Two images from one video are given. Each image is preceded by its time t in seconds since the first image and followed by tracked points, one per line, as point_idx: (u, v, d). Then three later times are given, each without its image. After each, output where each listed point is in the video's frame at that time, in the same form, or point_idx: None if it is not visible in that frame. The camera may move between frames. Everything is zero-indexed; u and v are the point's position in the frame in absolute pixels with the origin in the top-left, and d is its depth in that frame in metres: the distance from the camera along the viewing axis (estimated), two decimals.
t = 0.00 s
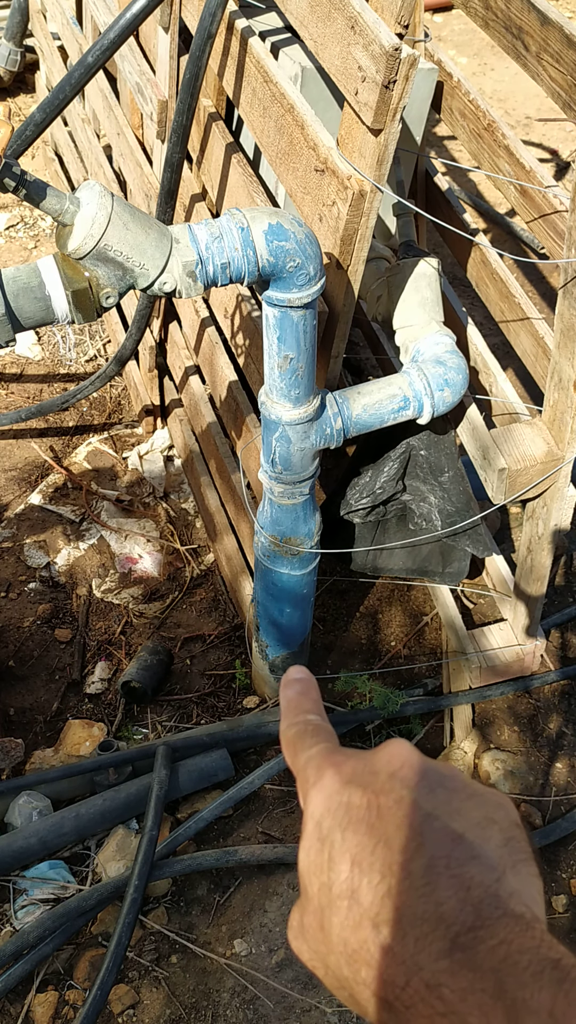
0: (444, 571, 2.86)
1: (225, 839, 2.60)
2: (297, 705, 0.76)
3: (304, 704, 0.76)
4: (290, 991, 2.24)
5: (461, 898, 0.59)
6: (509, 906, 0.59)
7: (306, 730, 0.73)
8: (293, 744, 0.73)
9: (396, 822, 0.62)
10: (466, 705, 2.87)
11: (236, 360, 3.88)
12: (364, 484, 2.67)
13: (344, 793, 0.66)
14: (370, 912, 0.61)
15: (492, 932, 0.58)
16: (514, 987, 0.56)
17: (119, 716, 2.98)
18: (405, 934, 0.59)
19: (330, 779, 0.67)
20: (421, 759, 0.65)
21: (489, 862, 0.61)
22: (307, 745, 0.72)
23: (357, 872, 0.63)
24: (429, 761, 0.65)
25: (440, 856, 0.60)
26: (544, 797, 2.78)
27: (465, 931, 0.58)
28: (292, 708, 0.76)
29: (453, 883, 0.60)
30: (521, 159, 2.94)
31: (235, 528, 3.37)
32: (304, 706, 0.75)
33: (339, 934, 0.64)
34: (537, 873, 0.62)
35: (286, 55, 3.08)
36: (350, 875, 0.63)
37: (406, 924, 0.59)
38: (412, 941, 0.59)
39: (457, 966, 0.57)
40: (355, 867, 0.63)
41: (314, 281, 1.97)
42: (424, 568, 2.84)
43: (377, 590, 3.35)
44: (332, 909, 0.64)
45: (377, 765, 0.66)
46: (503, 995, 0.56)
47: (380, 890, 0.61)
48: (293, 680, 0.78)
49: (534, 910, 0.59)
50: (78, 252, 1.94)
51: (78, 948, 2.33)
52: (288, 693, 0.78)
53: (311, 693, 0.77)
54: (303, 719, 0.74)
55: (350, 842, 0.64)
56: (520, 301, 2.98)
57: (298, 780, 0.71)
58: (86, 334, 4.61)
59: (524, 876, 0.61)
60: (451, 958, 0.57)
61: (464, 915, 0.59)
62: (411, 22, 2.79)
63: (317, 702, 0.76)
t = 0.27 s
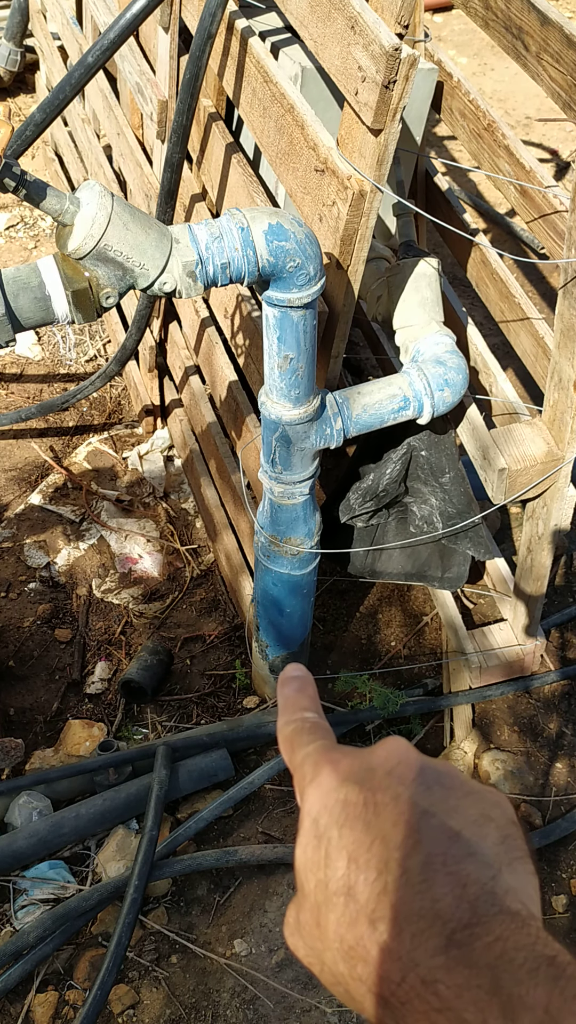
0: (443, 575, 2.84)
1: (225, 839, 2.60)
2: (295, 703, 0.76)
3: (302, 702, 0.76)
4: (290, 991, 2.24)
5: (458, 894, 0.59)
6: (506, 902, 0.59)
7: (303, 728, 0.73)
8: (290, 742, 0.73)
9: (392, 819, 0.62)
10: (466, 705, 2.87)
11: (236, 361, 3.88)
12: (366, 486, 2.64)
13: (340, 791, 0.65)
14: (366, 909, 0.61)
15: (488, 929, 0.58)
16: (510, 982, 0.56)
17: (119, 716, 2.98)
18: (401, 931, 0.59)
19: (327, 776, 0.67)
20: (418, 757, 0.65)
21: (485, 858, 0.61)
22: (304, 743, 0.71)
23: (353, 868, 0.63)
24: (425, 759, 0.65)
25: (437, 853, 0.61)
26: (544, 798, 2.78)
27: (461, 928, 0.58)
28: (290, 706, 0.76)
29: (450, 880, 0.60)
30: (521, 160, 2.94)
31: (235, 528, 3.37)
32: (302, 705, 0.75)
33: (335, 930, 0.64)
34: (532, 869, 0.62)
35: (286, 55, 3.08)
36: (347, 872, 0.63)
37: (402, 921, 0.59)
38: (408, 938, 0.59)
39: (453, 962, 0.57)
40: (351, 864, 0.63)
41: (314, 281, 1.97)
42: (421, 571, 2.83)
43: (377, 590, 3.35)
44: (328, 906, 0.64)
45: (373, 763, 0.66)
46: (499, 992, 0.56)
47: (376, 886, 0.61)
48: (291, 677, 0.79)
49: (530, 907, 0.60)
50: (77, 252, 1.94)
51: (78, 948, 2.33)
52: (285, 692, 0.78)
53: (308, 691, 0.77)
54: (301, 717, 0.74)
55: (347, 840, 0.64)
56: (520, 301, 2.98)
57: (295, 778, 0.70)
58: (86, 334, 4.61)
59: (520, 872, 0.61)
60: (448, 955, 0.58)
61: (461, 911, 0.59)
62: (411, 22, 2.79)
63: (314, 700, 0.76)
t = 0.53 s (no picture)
0: (443, 575, 2.84)
1: (225, 839, 2.60)
2: (295, 674, 0.77)
3: (302, 674, 0.77)
4: (290, 991, 2.24)
5: (459, 868, 0.60)
6: (507, 876, 0.60)
7: (303, 699, 0.74)
8: (289, 713, 0.74)
9: (392, 791, 0.64)
10: (466, 705, 2.87)
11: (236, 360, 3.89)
12: (365, 484, 2.68)
13: (340, 763, 0.67)
14: (367, 882, 0.62)
15: (490, 903, 0.59)
16: (513, 957, 0.57)
17: (119, 716, 2.97)
18: (402, 904, 0.60)
19: (326, 749, 0.68)
20: (417, 730, 0.67)
21: (487, 833, 0.62)
22: (303, 715, 0.72)
23: (353, 841, 0.64)
24: (425, 732, 0.67)
25: (438, 827, 0.62)
26: (544, 798, 2.78)
27: (463, 902, 0.59)
28: (290, 675, 0.77)
29: (451, 853, 0.61)
30: (521, 160, 2.94)
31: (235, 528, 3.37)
32: (302, 676, 0.76)
33: (334, 903, 0.65)
34: (534, 844, 0.63)
35: (286, 55, 3.08)
36: (347, 845, 0.65)
37: (402, 895, 0.60)
38: (409, 911, 0.59)
39: (455, 936, 0.58)
40: (351, 837, 0.64)
41: (314, 281, 1.97)
42: (419, 570, 2.83)
43: (377, 590, 3.35)
44: (327, 878, 0.66)
45: (374, 736, 0.67)
46: (502, 966, 0.57)
47: (377, 859, 0.62)
48: (290, 649, 0.80)
49: (531, 881, 0.60)
50: (77, 252, 1.94)
51: (78, 948, 2.33)
52: (285, 663, 0.79)
53: (308, 661, 0.78)
54: (301, 689, 0.75)
55: (346, 812, 0.65)
56: (520, 300, 2.98)
57: (294, 750, 0.71)
58: (86, 333, 4.61)
59: (521, 847, 0.62)
60: (449, 928, 0.58)
61: (462, 885, 0.60)
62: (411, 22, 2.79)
63: (314, 671, 0.77)
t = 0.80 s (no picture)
0: (442, 575, 2.86)
1: (225, 839, 2.60)
2: (288, 637, 0.80)
3: (294, 638, 0.79)
4: (290, 991, 2.24)
5: (458, 836, 0.62)
6: (506, 845, 0.62)
7: (297, 665, 0.76)
8: (283, 678, 0.75)
9: (389, 759, 0.64)
10: (467, 705, 2.87)
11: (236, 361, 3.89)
12: (365, 485, 2.68)
13: (336, 730, 0.68)
14: (363, 850, 0.64)
15: (489, 871, 0.60)
16: (513, 926, 0.59)
17: (119, 716, 2.97)
18: (399, 872, 0.62)
19: (321, 716, 0.69)
20: (415, 698, 0.67)
21: (486, 800, 0.63)
22: (296, 678, 0.74)
23: (349, 809, 0.65)
24: (424, 700, 0.67)
25: (436, 795, 0.63)
26: (544, 798, 2.78)
27: (462, 870, 0.61)
28: (283, 642, 0.79)
29: (450, 822, 0.62)
30: (521, 160, 2.93)
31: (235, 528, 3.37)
32: (295, 640, 0.79)
33: (329, 871, 0.66)
34: (531, 812, 0.65)
35: (286, 56, 3.09)
36: (342, 812, 0.65)
37: (400, 863, 0.62)
38: (406, 879, 0.61)
39: (452, 905, 0.60)
40: (347, 805, 0.65)
41: (314, 281, 1.97)
42: (418, 569, 2.84)
43: (377, 590, 3.35)
44: (322, 845, 0.67)
45: (371, 704, 0.68)
46: (501, 935, 0.59)
47: (374, 828, 0.63)
48: (283, 614, 0.82)
49: (531, 849, 0.62)
50: (77, 252, 1.94)
51: (78, 948, 2.33)
52: (278, 628, 0.81)
53: (301, 627, 0.80)
54: (294, 653, 0.78)
55: (342, 779, 0.66)
56: (520, 300, 2.98)
57: (288, 716, 0.73)
58: (85, 333, 4.61)
59: (520, 815, 0.64)
60: (448, 896, 0.60)
61: (461, 854, 0.61)
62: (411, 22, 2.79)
63: (307, 636, 0.80)
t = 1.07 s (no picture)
0: (442, 575, 2.86)
1: (225, 839, 2.60)
2: (284, 639, 0.80)
3: (290, 641, 0.79)
4: (290, 991, 2.24)
5: (453, 836, 0.60)
6: (502, 845, 0.59)
7: (292, 666, 0.75)
8: (278, 679, 0.75)
9: (385, 760, 0.63)
10: (466, 705, 2.87)
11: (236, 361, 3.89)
12: (364, 485, 2.69)
13: (331, 732, 0.66)
14: (358, 851, 0.62)
15: (485, 871, 0.58)
16: (509, 927, 0.56)
17: (119, 716, 2.97)
18: (394, 872, 0.60)
19: (316, 716, 0.68)
20: (410, 699, 0.66)
21: (481, 801, 0.61)
22: (292, 679, 0.73)
23: (344, 810, 0.63)
24: (419, 700, 0.66)
25: (431, 796, 0.61)
26: (544, 798, 2.78)
27: (457, 870, 0.59)
28: (279, 644, 0.80)
29: (444, 822, 0.60)
30: (521, 160, 2.94)
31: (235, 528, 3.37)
32: (290, 642, 0.79)
33: (324, 873, 0.65)
34: (528, 813, 0.62)
35: (286, 55, 3.09)
36: (338, 813, 0.64)
37: (395, 863, 0.60)
38: (401, 880, 0.59)
39: (448, 906, 0.58)
40: (342, 806, 0.64)
41: (314, 282, 1.97)
42: (418, 569, 2.84)
43: (377, 590, 3.35)
44: (317, 847, 0.65)
45: (366, 705, 0.66)
46: (497, 936, 0.56)
47: (369, 828, 0.62)
48: (279, 619, 0.83)
49: (526, 850, 0.60)
50: (78, 252, 1.94)
51: (78, 948, 2.33)
52: (273, 631, 0.81)
53: (296, 630, 0.81)
54: (289, 655, 0.77)
55: (337, 780, 0.64)
56: (520, 301, 2.98)
57: (283, 717, 0.72)
58: (86, 334, 4.61)
59: (516, 816, 0.62)
60: (443, 897, 0.58)
61: (456, 854, 0.59)
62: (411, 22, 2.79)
63: (302, 639, 0.80)
